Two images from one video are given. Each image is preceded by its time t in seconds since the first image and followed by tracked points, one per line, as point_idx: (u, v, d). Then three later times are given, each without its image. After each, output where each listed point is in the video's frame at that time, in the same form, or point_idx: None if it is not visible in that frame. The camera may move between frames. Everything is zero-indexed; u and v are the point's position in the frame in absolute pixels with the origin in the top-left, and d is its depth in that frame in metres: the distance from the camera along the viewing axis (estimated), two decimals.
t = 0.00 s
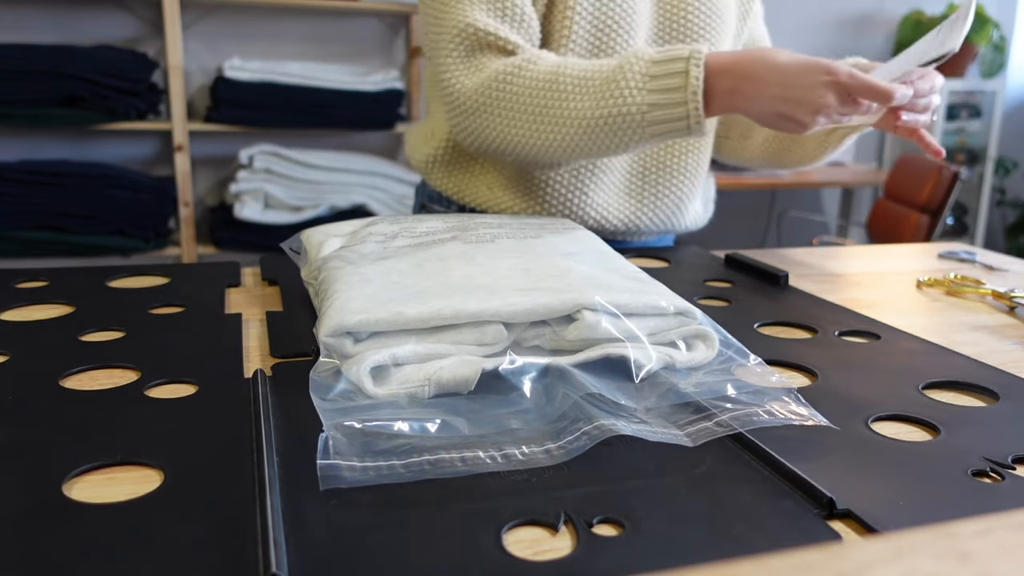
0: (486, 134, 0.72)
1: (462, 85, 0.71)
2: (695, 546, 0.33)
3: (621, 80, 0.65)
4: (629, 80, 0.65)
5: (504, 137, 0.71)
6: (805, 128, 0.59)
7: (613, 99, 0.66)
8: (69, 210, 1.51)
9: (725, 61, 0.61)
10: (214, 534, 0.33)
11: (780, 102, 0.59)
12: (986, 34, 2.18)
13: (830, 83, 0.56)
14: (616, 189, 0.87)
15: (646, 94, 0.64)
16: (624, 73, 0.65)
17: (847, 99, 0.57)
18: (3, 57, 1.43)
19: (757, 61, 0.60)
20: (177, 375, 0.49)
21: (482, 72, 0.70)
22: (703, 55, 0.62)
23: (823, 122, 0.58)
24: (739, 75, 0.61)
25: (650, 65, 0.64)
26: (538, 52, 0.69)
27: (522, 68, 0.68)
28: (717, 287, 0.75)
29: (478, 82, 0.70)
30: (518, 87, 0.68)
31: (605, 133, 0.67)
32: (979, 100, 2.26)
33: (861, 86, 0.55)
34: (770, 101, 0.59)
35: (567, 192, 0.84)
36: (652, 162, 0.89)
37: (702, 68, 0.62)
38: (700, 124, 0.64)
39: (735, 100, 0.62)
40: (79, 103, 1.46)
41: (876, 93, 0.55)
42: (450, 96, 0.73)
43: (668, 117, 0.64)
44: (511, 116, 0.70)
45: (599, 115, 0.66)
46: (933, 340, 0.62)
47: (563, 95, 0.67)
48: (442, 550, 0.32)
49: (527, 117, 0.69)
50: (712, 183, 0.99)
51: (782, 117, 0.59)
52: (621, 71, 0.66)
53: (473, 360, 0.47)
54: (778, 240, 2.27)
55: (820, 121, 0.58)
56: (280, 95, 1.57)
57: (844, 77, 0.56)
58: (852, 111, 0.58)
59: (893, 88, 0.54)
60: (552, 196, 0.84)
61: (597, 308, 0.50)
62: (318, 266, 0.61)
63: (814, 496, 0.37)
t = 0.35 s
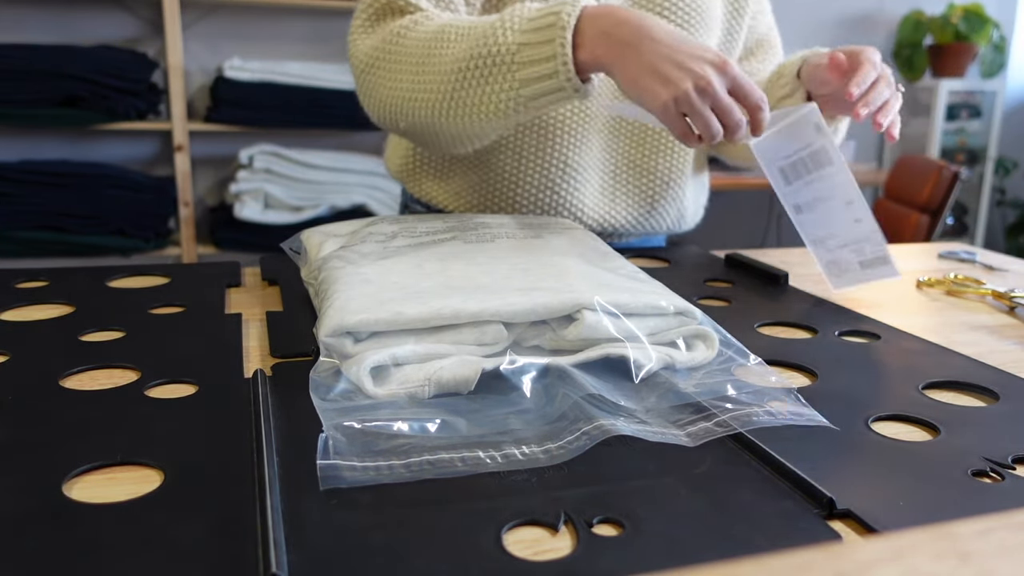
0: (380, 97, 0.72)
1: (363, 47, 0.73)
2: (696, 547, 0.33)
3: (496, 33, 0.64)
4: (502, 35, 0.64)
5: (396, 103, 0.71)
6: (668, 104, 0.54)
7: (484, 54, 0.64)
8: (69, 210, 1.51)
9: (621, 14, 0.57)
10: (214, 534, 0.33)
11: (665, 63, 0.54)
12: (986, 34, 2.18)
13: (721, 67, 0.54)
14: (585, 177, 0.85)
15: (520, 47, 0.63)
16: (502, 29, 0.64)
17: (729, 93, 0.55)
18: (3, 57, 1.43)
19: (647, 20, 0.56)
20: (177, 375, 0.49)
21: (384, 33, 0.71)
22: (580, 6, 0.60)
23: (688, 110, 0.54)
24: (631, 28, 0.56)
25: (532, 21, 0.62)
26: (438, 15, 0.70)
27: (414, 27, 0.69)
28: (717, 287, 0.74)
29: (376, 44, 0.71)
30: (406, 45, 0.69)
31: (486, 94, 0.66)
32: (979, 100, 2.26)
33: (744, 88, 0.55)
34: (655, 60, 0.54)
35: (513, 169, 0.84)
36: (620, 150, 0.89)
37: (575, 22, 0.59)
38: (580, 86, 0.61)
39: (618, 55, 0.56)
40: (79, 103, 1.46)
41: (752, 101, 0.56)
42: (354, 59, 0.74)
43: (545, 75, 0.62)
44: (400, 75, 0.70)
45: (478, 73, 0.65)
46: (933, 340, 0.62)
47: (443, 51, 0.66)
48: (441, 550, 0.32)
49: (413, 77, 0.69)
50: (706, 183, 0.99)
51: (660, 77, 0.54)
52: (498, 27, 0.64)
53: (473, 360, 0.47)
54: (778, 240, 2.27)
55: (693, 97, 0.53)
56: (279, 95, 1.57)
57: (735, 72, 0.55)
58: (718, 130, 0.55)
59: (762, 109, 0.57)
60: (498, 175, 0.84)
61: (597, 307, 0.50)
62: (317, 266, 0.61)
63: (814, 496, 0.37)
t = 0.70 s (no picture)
0: (297, 87, 0.74)
1: (288, 38, 0.75)
2: (696, 547, 0.33)
3: (366, 39, 0.64)
4: (369, 43, 0.63)
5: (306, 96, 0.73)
6: (497, 129, 0.54)
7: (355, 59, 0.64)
8: (69, 210, 1.51)
9: (457, 44, 0.57)
10: (214, 534, 0.33)
11: (498, 91, 0.54)
12: (986, 34, 2.18)
13: (554, 93, 0.54)
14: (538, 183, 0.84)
15: (379, 56, 0.62)
16: (374, 36, 0.64)
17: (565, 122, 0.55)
18: (3, 57, 1.43)
19: (489, 46, 0.56)
20: (177, 375, 0.49)
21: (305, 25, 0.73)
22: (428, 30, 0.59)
23: (523, 136, 0.54)
24: (467, 58, 0.56)
25: (399, 31, 0.61)
26: (351, 14, 0.71)
27: (323, 24, 0.71)
28: (717, 287, 0.74)
29: (296, 36, 0.74)
30: (313, 42, 0.71)
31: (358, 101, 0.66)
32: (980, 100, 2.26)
33: (581, 115, 0.55)
34: (491, 91, 0.54)
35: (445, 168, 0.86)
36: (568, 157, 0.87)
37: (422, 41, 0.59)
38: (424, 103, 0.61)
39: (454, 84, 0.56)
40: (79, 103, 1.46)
41: (593, 130, 0.55)
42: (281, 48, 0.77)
43: (393, 87, 0.61)
44: (306, 70, 0.72)
45: (350, 76, 0.66)
46: (933, 340, 0.62)
47: (330, 52, 0.68)
48: (441, 550, 0.32)
49: (314, 70, 0.70)
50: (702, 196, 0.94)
51: (494, 104, 0.54)
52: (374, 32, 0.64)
53: (473, 360, 0.47)
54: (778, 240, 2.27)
55: (524, 121, 0.54)
56: (279, 96, 1.57)
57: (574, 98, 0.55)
58: (551, 153, 0.54)
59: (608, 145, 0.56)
60: (430, 176, 0.87)
61: (596, 307, 0.50)
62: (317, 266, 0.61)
63: (814, 496, 0.37)
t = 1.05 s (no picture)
0: (281, 119, 0.74)
1: (266, 65, 0.75)
2: (695, 548, 0.33)
3: (368, 87, 0.64)
4: (371, 91, 0.64)
5: (291, 131, 0.73)
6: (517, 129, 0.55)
7: (355, 105, 0.65)
8: (69, 210, 1.51)
9: (451, 96, 0.61)
10: (214, 534, 0.33)
11: (502, 105, 0.56)
12: (985, 34, 2.18)
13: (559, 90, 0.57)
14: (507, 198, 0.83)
15: (383, 106, 0.63)
16: (377, 83, 0.64)
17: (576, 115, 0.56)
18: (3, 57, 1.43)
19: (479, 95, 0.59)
20: (177, 375, 0.49)
21: (285, 53, 0.74)
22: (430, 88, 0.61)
23: (539, 135, 0.55)
24: (465, 98, 0.60)
25: (407, 86, 0.62)
26: (343, 52, 0.71)
27: (311, 59, 0.71)
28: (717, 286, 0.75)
29: (276, 64, 0.74)
30: (300, 75, 0.71)
31: (354, 145, 0.66)
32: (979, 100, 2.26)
33: (591, 104, 0.56)
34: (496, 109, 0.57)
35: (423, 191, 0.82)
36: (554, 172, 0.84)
37: (426, 97, 0.61)
38: (423, 157, 0.62)
39: (456, 122, 0.59)
40: (79, 102, 1.46)
41: (606, 114, 0.56)
42: (261, 77, 0.76)
43: (389, 137, 0.62)
44: (294, 106, 0.72)
45: (349, 122, 0.66)
46: (933, 340, 0.62)
47: (326, 93, 0.68)
48: (442, 550, 0.32)
49: (304, 107, 0.70)
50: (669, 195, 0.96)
51: (503, 117, 0.56)
52: (377, 79, 0.65)
53: (473, 360, 0.47)
54: (779, 241, 2.28)
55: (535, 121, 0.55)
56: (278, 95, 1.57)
57: (575, 92, 0.57)
58: (570, 146, 0.55)
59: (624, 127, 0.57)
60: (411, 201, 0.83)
61: (596, 306, 0.50)
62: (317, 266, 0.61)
63: (814, 496, 0.37)
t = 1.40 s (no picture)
0: (276, 121, 0.74)
1: (260, 68, 0.75)
2: (695, 547, 0.33)
3: (350, 83, 0.64)
4: (353, 87, 0.63)
5: (286, 132, 0.72)
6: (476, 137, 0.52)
7: (337, 101, 0.64)
8: (69, 210, 1.51)
9: (425, 90, 0.59)
10: (214, 534, 0.33)
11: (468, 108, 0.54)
12: (985, 34, 2.18)
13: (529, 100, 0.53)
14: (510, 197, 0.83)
15: (362, 102, 0.62)
16: (358, 78, 0.64)
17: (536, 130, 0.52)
18: (3, 57, 1.43)
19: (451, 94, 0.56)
20: (177, 375, 0.49)
21: (277, 55, 0.73)
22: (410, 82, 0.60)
23: (496, 143, 0.52)
24: (442, 92, 0.57)
25: (385, 80, 0.61)
26: (334, 51, 0.71)
27: (301, 60, 0.71)
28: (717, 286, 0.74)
29: (270, 67, 0.74)
30: (290, 75, 0.71)
31: (340, 141, 0.65)
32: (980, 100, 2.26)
33: (559, 113, 0.52)
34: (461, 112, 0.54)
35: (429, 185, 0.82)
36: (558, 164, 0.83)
37: (400, 91, 0.59)
38: (401, 153, 0.60)
39: (426, 114, 0.56)
40: (79, 103, 1.46)
41: (574, 125, 0.52)
42: (256, 79, 0.76)
43: (367, 134, 0.61)
44: (286, 107, 0.71)
45: (335, 120, 0.65)
46: (933, 339, 0.62)
47: (313, 92, 0.67)
48: (442, 550, 0.32)
49: (295, 106, 0.70)
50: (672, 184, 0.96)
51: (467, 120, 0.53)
52: (358, 75, 0.64)
53: (473, 360, 0.47)
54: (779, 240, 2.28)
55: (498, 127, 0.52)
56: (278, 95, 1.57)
57: (542, 101, 0.53)
58: (531, 158, 0.52)
59: (593, 138, 0.52)
60: (417, 195, 0.83)
61: (596, 306, 0.50)
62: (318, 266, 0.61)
63: (814, 496, 0.37)
